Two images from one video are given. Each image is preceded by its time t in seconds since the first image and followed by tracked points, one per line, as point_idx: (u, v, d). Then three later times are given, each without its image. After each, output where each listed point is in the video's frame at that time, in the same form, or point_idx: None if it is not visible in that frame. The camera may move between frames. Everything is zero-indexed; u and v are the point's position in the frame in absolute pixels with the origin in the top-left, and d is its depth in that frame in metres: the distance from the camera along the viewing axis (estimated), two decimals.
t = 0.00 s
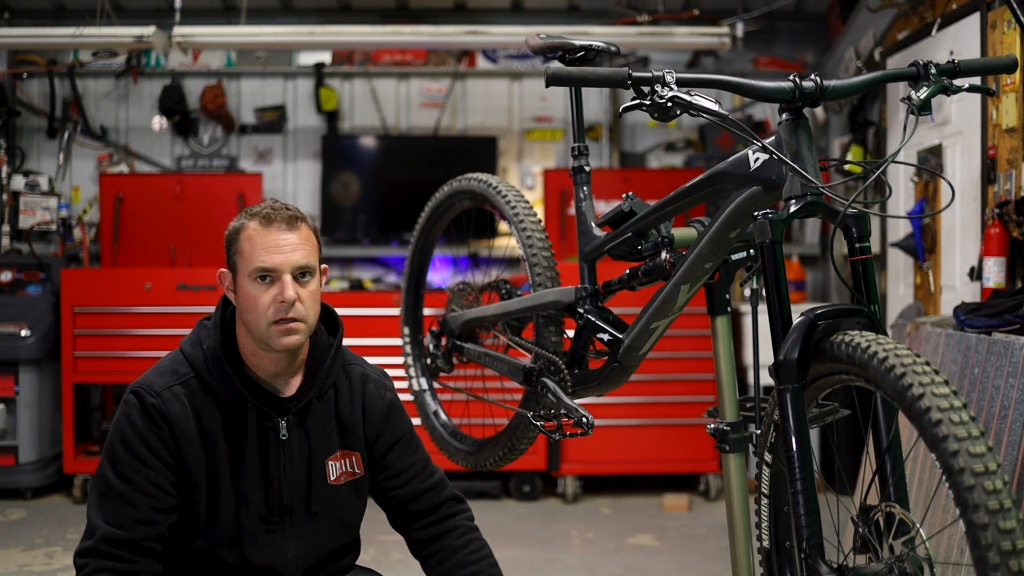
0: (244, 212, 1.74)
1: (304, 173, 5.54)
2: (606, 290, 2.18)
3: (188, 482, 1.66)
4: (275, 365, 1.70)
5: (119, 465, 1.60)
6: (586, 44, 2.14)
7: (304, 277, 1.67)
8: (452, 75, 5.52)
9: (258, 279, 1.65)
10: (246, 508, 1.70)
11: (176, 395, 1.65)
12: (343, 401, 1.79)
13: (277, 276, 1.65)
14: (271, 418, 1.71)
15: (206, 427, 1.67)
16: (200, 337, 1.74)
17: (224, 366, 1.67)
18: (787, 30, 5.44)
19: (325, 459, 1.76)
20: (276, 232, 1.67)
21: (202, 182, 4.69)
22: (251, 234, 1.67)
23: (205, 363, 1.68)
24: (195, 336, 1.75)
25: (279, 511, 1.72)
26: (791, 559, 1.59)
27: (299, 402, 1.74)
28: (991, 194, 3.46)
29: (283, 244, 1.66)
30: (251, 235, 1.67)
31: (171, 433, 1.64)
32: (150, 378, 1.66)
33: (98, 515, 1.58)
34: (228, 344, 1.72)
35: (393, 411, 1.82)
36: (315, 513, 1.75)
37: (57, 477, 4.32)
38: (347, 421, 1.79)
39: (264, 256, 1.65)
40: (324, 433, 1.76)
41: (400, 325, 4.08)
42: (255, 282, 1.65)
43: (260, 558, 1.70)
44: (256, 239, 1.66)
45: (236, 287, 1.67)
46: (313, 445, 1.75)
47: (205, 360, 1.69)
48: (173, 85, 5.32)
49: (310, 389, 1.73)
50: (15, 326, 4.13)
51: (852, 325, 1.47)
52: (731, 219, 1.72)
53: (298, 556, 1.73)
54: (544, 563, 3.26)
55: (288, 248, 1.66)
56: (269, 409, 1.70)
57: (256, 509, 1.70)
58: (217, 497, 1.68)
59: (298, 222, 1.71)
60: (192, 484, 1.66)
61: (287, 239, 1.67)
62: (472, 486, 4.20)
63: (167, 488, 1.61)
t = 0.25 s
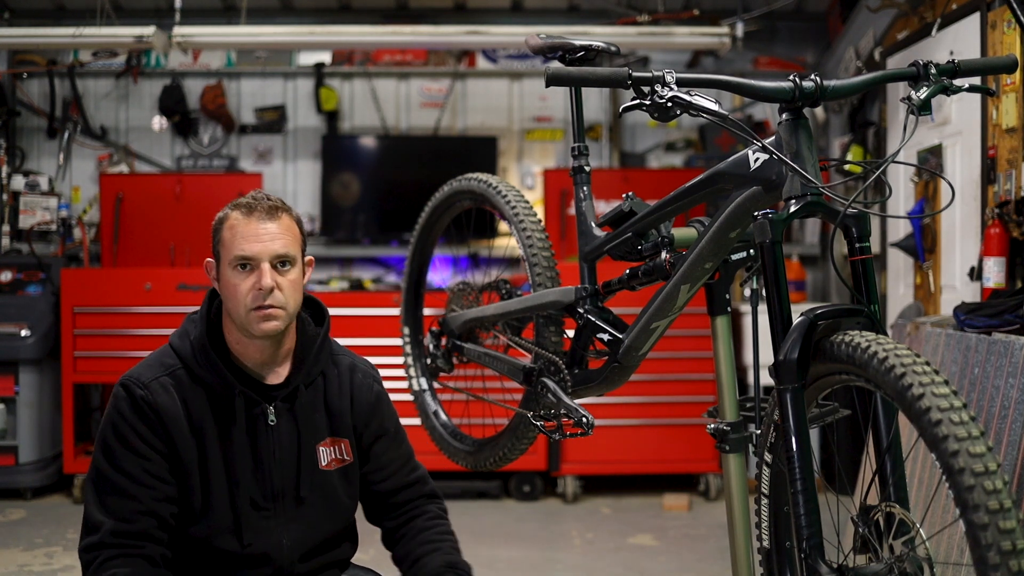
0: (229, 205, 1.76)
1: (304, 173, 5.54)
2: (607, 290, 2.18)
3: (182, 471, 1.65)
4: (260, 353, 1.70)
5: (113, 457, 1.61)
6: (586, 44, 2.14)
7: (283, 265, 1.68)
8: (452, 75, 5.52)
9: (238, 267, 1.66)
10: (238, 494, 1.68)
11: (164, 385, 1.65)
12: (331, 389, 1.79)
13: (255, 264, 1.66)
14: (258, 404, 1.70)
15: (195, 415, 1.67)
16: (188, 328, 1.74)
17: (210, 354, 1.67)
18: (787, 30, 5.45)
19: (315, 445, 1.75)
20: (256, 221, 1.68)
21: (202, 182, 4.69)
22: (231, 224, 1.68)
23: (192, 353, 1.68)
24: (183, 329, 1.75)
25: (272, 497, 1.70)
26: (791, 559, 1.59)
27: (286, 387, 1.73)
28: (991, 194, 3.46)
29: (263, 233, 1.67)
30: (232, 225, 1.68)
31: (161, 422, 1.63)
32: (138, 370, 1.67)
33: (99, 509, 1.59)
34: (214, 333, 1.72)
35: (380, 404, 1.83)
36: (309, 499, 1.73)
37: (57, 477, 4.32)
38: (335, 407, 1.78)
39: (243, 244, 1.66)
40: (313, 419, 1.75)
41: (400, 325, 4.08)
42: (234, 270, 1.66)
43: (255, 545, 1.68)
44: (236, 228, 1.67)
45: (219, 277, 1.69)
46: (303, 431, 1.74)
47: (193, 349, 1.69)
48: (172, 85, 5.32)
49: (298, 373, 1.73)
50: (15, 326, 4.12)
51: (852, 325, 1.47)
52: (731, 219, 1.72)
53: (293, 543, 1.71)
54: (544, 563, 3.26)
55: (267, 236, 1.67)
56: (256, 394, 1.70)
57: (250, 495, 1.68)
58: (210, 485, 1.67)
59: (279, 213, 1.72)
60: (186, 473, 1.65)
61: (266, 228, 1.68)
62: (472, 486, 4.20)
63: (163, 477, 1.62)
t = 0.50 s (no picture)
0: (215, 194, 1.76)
1: (304, 173, 5.54)
2: (607, 290, 2.18)
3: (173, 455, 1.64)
4: (244, 342, 1.71)
5: (107, 447, 1.61)
6: (586, 44, 2.14)
7: (267, 255, 1.68)
8: (452, 75, 5.52)
9: (222, 256, 1.66)
10: (227, 474, 1.66)
11: (150, 371, 1.65)
12: (316, 372, 1.80)
13: (240, 254, 1.66)
14: (243, 386, 1.70)
15: (181, 399, 1.66)
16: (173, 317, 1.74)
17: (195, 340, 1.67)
18: (786, 30, 5.45)
19: (301, 425, 1.74)
20: (241, 211, 1.68)
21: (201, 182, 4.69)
22: (216, 215, 1.68)
23: (177, 339, 1.68)
24: (169, 320, 1.75)
25: (261, 477, 1.69)
26: (791, 559, 1.59)
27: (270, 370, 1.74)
28: (991, 194, 3.46)
29: (247, 223, 1.67)
30: (217, 215, 1.69)
31: (149, 407, 1.63)
32: (124, 359, 1.67)
33: (100, 500, 1.60)
34: (200, 323, 1.74)
35: (365, 391, 1.85)
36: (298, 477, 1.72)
37: (57, 477, 4.32)
38: (321, 388, 1.79)
39: (228, 234, 1.66)
40: (297, 399, 1.76)
41: (400, 325, 4.08)
42: (219, 260, 1.66)
43: (246, 524, 1.66)
44: (222, 218, 1.68)
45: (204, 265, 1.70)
46: (289, 410, 1.74)
47: (178, 336, 1.69)
48: (172, 85, 5.32)
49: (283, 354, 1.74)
50: (15, 326, 4.12)
51: (852, 325, 1.47)
52: (731, 219, 1.72)
53: (283, 524, 1.69)
54: (544, 563, 3.26)
55: (252, 226, 1.67)
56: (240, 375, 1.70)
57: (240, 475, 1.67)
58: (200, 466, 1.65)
59: (263, 203, 1.72)
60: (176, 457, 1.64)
61: (251, 219, 1.68)
62: (472, 486, 4.20)
63: (157, 461, 1.62)
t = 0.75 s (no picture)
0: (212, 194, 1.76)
1: (304, 173, 5.54)
2: (607, 290, 2.18)
3: (173, 451, 1.64)
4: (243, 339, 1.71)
5: (106, 443, 1.60)
6: (586, 44, 2.14)
7: (265, 252, 1.68)
8: (452, 75, 5.52)
9: (221, 253, 1.66)
10: (227, 469, 1.67)
11: (150, 367, 1.65)
12: (315, 367, 1.81)
13: (238, 251, 1.66)
14: (242, 382, 1.71)
15: (181, 395, 1.66)
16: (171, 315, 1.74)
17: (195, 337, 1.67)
18: (786, 30, 5.45)
19: (300, 421, 1.75)
20: (238, 209, 1.68)
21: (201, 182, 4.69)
22: (213, 214, 1.68)
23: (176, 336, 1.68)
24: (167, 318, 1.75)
25: (260, 472, 1.69)
26: (791, 559, 1.59)
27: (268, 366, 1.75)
28: (991, 194, 3.46)
29: (245, 220, 1.67)
30: (215, 213, 1.69)
31: (149, 403, 1.63)
32: (123, 356, 1.66)
33: (98, 497, 1.59)
34: (199, 320, 1.74)
35: (362, 383, 1.86)
36: (296, 472, 1.73)
37: (57, 476, 4.32)
38: (319, 383, 1.80)
39: (226, 231, 1.66)
40: (295, 395, 1.76)
41: (400, 325, 4.08)
42: (217, 258, 1.66)
43: (246, 519, 1.66)
44: (219, 216, 1.68)
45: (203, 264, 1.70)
46: (288, 406, 1.75)
47: (177, 332, 1.69)
48: (172, 85, 5.32)
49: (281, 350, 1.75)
50: (15, 326, 4.12)
51: (852, 325, 1.47)
52: (731, 219, 1.72)
53: (282, 519, 1.69)
54: (544, 563, 3.26)
55: (250, 224, 1.67)
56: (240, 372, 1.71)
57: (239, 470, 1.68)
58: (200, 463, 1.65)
59: (261, 201, 1.72)
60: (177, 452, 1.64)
61: (248, 216, 1.68)
62: (472, 486, 4.20)
63: (157, 457, 1.61)
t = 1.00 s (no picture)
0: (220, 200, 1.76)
1: (304, 173, 5.54)
2: (606, 290, 2.18)
3: (177, 458, 1.65)
4: (253, 346, 1.71)
5: (111, 446, 1.61)
6: (586, 44, 2.14)
7: (274, 258, 1.68)
8: (452, 75, 5.52)
9: (229, 260, 1.66)
10: (228, 480, 1.68)
11: (158, 373, 1.66)
12: (321, 380, 1.80)
13: (247, 257, 1.66)
14: (248, 395, 1.71)
15: (187, 403, 1.67)
16: (179, 321, 1.75)
17: (202, 345, 1.68)
18: (786, 30, 5.45)
19: (305, 436, 1.75)
20: (247, 215, 1.68)
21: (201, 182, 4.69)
22: (222, 219, 1.69)
23: (183, 343, 1.70)
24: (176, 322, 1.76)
25: (262, 486, 1.70)
26: (791, 559, 1.59)
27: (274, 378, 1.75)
28: (991, 194, 3.46)
29: (254, 226, 1.67)
30: (224, 220, 1.69)
31: (156, 408, 1.64)
32: (131, 359, 1.68)
33: (101, 499, 1.60)
34: (207, 328, 1.74)
35: (369, 396, 1.84)
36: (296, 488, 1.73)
37: (57, 476, 4.32)
38: (326, 398, 1.79)
39: (234, 237, 1.66)
40: (301, 410, 1.76)
41: (400, 325, 4.08)
42: (226, 264, 1.66)
43: (243, 534, 1.67)
44: (228, 222, 1.68)
45: (211, 272, 1.70)
46: (293, 421, 1.75)
47: (184, 339, 1.70)
48: (172, 85, 5.32)
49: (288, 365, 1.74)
50: (15, 326, 4.12)
51: (852, 325, 1.47)
52: (731, 219, 1.72)
53: (282, 534, 1.70)
54: (544, 563, 3.26)
55: (258, 229, 1.67)
56: (246, 385, 1.71)
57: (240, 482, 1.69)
58: (201, 474, 1.66)
59: (269, 206, 1.72)
60: (181, 460, 1.65)
61: (257, 221, 1.68)
62: (472, 486, 4.20)
63: (162, 463, 1.62)
